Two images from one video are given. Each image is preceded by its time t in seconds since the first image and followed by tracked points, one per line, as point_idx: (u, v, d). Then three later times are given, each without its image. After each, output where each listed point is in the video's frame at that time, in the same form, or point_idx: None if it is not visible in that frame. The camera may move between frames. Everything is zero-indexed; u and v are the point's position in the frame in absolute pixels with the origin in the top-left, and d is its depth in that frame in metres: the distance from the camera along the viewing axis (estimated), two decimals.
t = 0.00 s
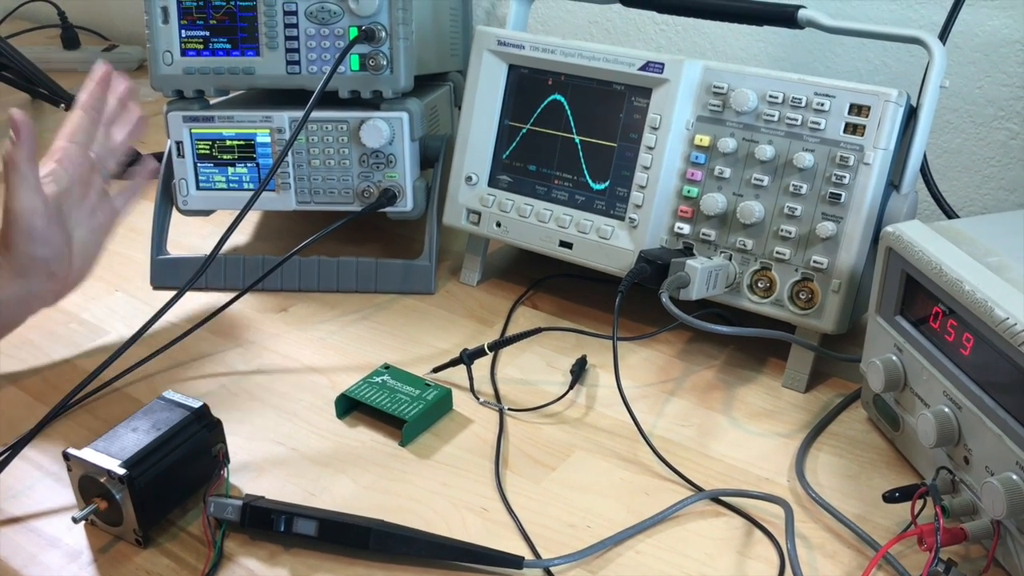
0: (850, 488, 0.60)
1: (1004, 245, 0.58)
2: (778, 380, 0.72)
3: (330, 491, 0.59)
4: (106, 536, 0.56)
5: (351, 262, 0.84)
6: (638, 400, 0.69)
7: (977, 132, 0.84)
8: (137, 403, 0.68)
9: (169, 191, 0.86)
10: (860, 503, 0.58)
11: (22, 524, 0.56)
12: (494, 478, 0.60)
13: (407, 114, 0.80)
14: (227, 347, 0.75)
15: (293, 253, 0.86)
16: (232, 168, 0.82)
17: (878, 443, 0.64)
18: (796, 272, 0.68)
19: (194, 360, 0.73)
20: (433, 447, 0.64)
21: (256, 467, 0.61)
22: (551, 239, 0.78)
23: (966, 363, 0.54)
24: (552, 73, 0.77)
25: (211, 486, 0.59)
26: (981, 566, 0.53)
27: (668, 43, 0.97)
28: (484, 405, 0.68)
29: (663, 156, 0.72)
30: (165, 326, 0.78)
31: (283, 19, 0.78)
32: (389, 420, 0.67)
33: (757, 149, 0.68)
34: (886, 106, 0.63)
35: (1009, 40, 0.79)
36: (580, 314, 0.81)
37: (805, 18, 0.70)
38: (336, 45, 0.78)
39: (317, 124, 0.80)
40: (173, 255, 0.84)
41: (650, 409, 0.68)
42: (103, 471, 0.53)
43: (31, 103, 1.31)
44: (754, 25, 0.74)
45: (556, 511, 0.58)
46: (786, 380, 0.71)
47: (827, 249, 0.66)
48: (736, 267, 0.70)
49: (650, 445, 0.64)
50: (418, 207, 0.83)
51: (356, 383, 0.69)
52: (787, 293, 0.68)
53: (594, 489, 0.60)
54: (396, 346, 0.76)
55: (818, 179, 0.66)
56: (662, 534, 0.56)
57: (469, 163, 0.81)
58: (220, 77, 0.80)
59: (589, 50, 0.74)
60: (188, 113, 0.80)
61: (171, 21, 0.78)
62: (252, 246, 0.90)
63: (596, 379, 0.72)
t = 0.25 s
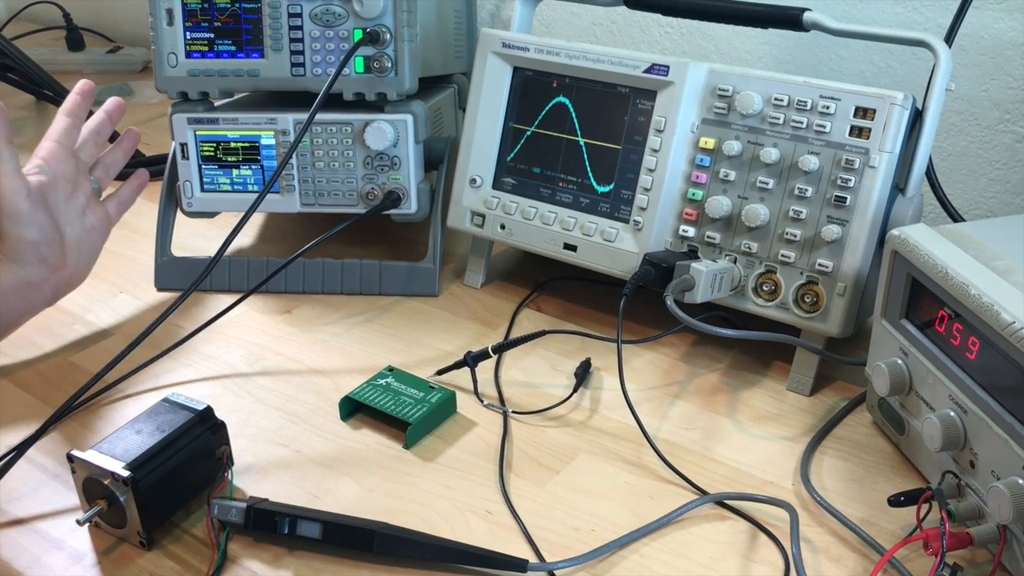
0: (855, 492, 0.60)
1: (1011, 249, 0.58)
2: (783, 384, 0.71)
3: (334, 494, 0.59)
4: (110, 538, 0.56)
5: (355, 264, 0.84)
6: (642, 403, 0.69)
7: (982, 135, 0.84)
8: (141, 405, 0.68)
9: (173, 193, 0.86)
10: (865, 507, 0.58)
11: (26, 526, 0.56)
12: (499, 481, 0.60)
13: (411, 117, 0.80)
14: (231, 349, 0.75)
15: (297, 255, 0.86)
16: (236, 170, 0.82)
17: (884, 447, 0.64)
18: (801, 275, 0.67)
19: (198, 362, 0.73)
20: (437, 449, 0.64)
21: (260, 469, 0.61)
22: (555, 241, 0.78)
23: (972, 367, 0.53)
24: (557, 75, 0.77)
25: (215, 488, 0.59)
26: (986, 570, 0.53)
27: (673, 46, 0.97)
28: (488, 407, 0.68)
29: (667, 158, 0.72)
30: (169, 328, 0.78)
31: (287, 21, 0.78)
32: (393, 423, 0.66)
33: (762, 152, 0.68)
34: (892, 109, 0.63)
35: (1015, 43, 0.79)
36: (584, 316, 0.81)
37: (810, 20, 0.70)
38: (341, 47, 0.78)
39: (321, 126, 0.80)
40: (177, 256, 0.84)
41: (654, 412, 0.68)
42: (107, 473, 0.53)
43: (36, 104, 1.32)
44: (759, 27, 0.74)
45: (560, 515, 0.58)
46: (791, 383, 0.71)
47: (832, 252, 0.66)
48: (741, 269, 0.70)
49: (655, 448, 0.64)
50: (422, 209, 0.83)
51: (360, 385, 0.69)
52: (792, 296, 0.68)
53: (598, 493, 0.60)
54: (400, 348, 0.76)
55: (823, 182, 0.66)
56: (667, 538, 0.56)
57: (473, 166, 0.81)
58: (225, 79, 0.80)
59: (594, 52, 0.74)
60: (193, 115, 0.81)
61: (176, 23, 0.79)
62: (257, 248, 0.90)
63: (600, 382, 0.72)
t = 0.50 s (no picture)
0: (861, 495, 0.59)
1: (1017, 251, 0.58)
2: (788, 386, 0.71)
3: (338, 496, 0.59)
4: (115, 539, 0.56)
5: (360, 266, 0.84)
6: (647, 406, 0.69)
7: (988, 138, 0.83)
8: (146, 407, 0.68)
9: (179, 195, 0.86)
10: (871, 510, 0.58)
11: (31, 527, 0.56)
12: (503, 484, 0.60)
13: (416, 119, 0.80)
14: (235, 351, 0.75)
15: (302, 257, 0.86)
16: (241, 172, 0.82)
17: (889, 450, 0.64)
18: (806, 278, 0.67)
19: (203, 364, 0.73)
20: (441, 452, 0.64)
21: (264, 471, 0.61)
22: (560, 243, 0.77)
23: (978, 370, 0.53)
24: (561, 77, 0.77)
25: (219, 490, 0.59)
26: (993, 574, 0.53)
27: (678, 48, 0.97)
28: (493, 410, 0.68)
29: (672, 161, 0.72)
30: (174, 330, 0.78)
31: (292, 23, 0.78)
32: (397, 425, 0.66)
33: (767, 154, 0.68)
34: (897, 111, 0.63)
35: (1022, 45, 0.79)
36: (589, 319, 0.81)
37: (815, 22, 0.70)
38: (346, 49, 0.78)
39: (326, 128, 0.80)
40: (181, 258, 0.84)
41: (659, 415, 0.68)
42: (112, 475, 0.53)
43: (41, 106, 1.32)
44: (764, 30, 0.74)
45: (565, 517, 0.57)
46: (796, 386, 0.70)
47: (837, 254, 0.66)
48: (746, 272, 0.70)
49: (659, 451, 0.63)
50: (427, 211, 0.83)
51: (365, 388, 0.69)
52: (797, 298, 0.68)
53: (603, 495, 0.60)
54: (404, 350, 0.76)
55: (828, 185, 0.66)
56: (672, 541, 0.56)
57: (478, 168, 0.81)
58: (229, 81, 0.80)
59: (599, 54, 0.74)
60: (198, 117, 0.81)
61: (181, 25, 0.79)
62: (261, 250, 0.90)
63: (605, 384, 0.72)
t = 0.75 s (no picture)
0: (862, 498, 0.59)
1: (1019, 254, 0.58)
2: (790, 389, 0.71)
3: (340, 498, 0.59)
4: (116, 541, 0.56)
5: (362, 268, 0.84)
6: (649, 409, 0.69)
7: (991, 140, 0.83)
8: (147, 409, 0.68)
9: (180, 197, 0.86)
10: (873, 513, 0.58)
11: (32, 529, 0.56)
12: (505, 486, 0.60)
13: (418, 121, 0.80)
14: (237, 353, 0.75)
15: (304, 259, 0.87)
16: (243, 174, 0.82)
17: (891, 453, 0.64)
18: (808, 280, 0.67)
19: (204, 366, 0.73)
20: (443, 454, 0.64)
21: (266, 473, 0.61)
22: (562, 245, 0.77)
23: (981, 373, 0.53)
24: (563, 80, 0.77)
25: (221, 492, 0.59)
26: None
27: (679, 50, 0.97)
28: (494, 412, 0.68)
29: (674, 163, 0.72)
30: (176, 331, 0.78)
31: (295, 25, 0.78)
32: (399, 427, 0.66)
33: (769, 157, 0.68)
34: (900, 113, 0.63)
35: None
36: (590, 321, 0.81)
37: (817, 25, 0.70)
38: (348, 51, 0.78)
39: (328, 130, 0.80)
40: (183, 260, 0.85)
41: (660, 417, 0.68)
42: (113, 477, 0.53)
43: (43, 107, 1.32)
44: (767, 32, 0.74)
45: (566, 520, 0.57)
46: (797, 389, 0.70)
47: (839, 257, 0.66)
48: (748, 274, 0.70)
49: (661, 453, 0.63)
50: (429, 213, 0.83)
51: (366, 390, 0.69)
52: (799, 301, 0.68)
53: (605, 498, 0.59)
54: (406, 352, 0.76)
55: (831, 187, 0.66)
56: (674, 544, 0.55)
57: (480, 170, 0.81)
58: (231, 83, 0.80)
59: (601, 56, 0.74)
60: (201, 119, 0.81)
61: (183, 27, 0.79)
62: (263, 251, 0.90)
63: (607, 387, 0.72)
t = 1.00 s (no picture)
0: (861, 502, 0.59)
1: (1018, 260, 0.58)
2: (789, 393, 0.71)
3: (339, 501, 0.59)
4: (114, 544, 0.56)
5: (361, 270, 0.84)
6: (648, 412, 0.69)
7: (990, 145, 0.83)
8: (146, 411, 0.68)
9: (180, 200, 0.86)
10: (871, 517, 0.58)
11: (31, 531, 0.56)
12: (503, 490, 0.60)
13: (418, 124, 0.80)
14: (236, 355, 0.75)
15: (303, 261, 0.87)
16: (243, 177, 0.82)
17: (890, 457, 0.64)
18: (807, 284, 0.67)
19: (203, 368, 0.73)
20: (441, 457, 0.63)
21: (265, 476, 0.61)
22: (561, 249, 0.78)
23: (979, 378, 0.53)
24: (563, 83, 0.77)
25: (219, 494, 0.59)
26: None
27: (679, 54, 0.97)
28: (493, 415, 0.68)
29: (674, 167, 0.72)
30: (175, 334, 0.79)
31: (295, 28, 0.78)
32: (398, 430, 0.66)
33: (768, 161, 0.68)
34: (899, 118, 0.63)
35: None
36: (590, 324, 0.81)
37: (817, 29, 0.70)
38: (348, 54, 0.78)
39: (328, 133, 0.81)
40: (183, 262, 0.85)
41: (659, 421, 0.68)
42: (112, 480, 0.53)
43: (44, 109, 1.33)
44: (767, 36, 0.74)
45: (565, 523, 0.57)
46: (796, 393, 0.70)
47: (838, 261, 0.66)
48: (747, 278, 0.70)
49: (660, 457, 0.63)
50: (428, 216, 0.83)
51: (365, 393, 0.69)
52: (798, 305, 0.68)
53: (603, 502, 0.59)
54: (405, 355, 0.76)
55: (830, 192, 0.66)
56: (672, 548, 0.55)
57: (479, 173, 0.81)
58: (232, 86, 0.80)
59: (601, 60, 0.74)
60: (201, 121, 0.81)
61: (184, 29, 0.79)
62: (263, 254, 0.90)
63: (605, 390, 0.72)
